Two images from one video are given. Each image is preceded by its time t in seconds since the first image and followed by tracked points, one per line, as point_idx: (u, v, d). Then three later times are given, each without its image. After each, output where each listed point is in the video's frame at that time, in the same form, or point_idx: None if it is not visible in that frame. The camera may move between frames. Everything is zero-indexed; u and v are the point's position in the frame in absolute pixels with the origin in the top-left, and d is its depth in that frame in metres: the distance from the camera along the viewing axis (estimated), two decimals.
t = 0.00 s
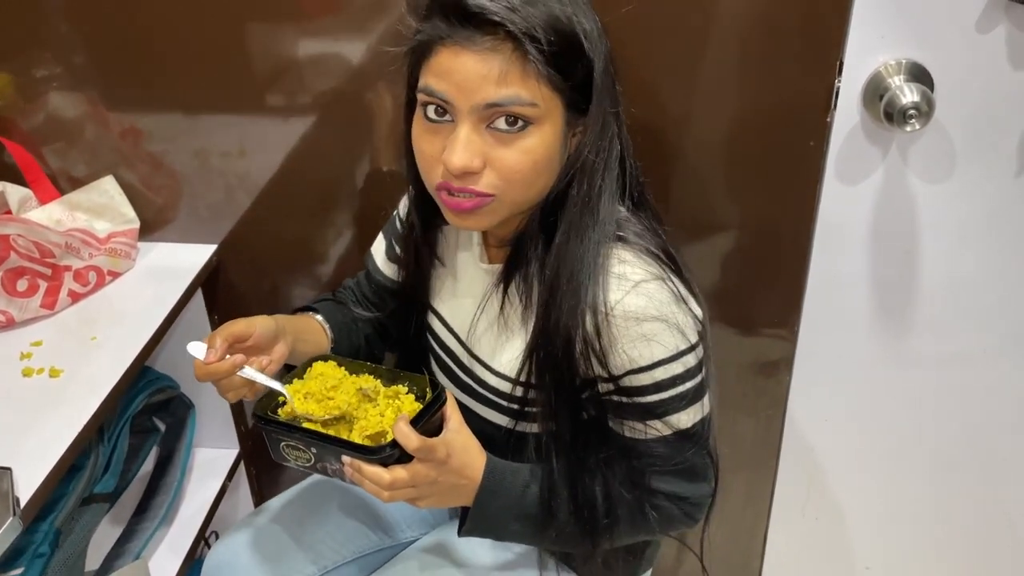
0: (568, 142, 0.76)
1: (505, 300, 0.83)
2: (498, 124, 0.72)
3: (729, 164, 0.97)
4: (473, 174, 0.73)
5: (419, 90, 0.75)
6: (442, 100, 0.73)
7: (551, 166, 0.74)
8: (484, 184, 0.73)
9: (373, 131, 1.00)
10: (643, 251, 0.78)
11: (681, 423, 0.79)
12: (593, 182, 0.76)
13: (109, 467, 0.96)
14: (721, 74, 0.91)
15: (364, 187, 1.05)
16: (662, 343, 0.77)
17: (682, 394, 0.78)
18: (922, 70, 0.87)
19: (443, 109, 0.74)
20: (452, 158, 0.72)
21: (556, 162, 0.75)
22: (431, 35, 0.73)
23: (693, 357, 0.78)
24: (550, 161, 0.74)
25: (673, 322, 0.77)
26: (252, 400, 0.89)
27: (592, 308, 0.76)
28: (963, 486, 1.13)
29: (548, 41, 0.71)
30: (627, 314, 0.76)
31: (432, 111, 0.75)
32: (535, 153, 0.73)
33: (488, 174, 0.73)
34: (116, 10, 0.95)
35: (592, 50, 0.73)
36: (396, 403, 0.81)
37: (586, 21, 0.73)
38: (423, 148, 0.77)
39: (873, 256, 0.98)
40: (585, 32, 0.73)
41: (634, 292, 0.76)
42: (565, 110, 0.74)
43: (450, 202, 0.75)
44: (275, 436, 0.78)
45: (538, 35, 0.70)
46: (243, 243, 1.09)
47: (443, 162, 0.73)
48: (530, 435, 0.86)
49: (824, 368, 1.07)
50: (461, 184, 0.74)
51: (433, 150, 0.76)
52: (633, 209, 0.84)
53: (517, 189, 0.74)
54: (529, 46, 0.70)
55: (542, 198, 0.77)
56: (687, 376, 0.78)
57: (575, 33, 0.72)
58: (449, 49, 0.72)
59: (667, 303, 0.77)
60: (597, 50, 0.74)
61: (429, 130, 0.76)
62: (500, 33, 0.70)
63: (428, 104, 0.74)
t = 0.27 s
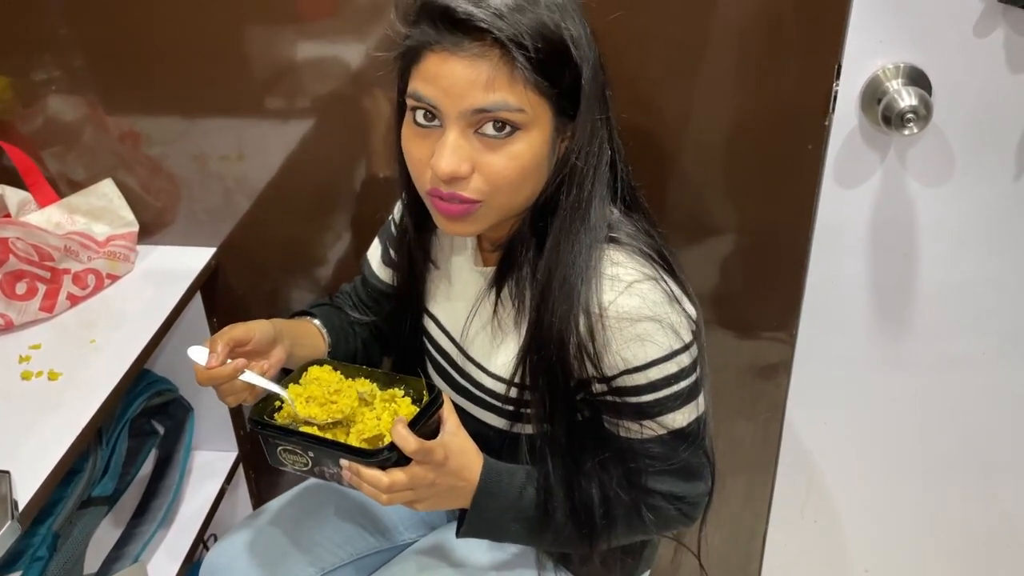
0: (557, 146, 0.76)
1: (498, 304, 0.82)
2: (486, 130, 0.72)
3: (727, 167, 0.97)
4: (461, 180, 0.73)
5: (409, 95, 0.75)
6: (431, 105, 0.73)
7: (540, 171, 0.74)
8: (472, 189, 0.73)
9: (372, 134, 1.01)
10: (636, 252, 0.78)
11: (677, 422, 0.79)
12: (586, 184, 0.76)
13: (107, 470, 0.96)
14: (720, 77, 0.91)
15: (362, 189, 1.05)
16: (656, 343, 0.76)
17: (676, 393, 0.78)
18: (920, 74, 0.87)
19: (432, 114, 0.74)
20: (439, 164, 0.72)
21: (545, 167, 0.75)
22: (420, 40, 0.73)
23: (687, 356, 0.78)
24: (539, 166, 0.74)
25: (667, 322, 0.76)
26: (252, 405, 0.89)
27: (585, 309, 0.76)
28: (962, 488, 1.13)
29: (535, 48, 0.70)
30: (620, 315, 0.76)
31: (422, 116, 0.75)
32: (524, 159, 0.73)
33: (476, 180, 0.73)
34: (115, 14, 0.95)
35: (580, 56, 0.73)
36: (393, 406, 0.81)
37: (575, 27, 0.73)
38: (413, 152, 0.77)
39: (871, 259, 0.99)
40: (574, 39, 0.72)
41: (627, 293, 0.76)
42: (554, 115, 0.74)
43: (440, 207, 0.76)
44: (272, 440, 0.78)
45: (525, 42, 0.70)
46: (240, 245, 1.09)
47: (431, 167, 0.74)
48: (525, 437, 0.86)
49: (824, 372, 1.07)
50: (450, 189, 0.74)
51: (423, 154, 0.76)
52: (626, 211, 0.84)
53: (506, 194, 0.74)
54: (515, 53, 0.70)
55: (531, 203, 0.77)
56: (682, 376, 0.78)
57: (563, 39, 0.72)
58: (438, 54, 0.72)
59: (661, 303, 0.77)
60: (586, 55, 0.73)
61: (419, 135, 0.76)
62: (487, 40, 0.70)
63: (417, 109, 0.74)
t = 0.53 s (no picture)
0: (552, 144, 0.75)
1: (499, 303, 0.82)
2: (479, 130, 0.72)
3: (727, 166, 0.97)
4: (455, 180, 0.73)
5: (402, 97, 0.75)
6: (424, 106, 0.73)
7: (534, 170, 0.74)
8: (466, 189, 0.73)
9: (371, 133, 1.00)
10: (636, 249, 0.78)
11: (679, 418, 0.79)
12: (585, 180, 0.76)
13: (106, 469, 0.96)
14: (720, 77, 0.91)
15: (361, 188, 1.04)
16: (657, 339, 0.76)
17: (678, 389, 0.78)
18: (920, 73, 0.87)
19: (426, 115, 0.74)
20: (433, 165, 0.72)
21: (539, 166, 0.74)
22: (411, 42, 0.73)
23: (688, 352, 0.77)
24: (533, 165, 0.74)
25: (668, 318, 0.76)
26: (255, 406, 0.89)
27: (586, 306, 0.76)
28: (962, 488, 1.13)
29: (526, 48, 0.70)
30: (621, 312, 0.76)
31: (415, 117, 0.75)
32: (517, 158, 0.72)
33: (471, 179, 0.73)
34: (113, 12, 0.95)
35: (573, 54, 0.73)
36: (395, 406, 0.81)
37: (567, 26, 0.73)
38: (408, 153, 0.77)
39: (871, 259, 0.99)
40: (566, 37, 0.72)
41: (628, 289, 0.76)
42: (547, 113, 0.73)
43: (436, 208, 0.76)
44: (274, 439, 0.78)
45: (516, 42, 0.70)
46: (240, 244, 1.09)
47: (425, 168, 0.73)
48: (526, 435, 0.86)
49: (824, 372, 1.07)
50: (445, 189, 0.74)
51: (418, 156, 0.76)
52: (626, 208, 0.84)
53: (501, 193, 0.74)
54: (506, 53, 0.70)
55: (526, 201, 0.77)
56: (683, 372, 0.77)
57: (554, 38, 0.71)
58: (428, 55, 0.71)
59: (662, 299, 0.77)
60: (579, 53, 0.73)
61: (413, 136, 0.76)
62: (478, 40, 0.70)
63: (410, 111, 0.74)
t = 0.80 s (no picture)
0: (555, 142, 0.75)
1: (501, 302, 0.82)
2: (483, 129, 0.72)
3: (729, 165, 0.96)
4: (459, 179, 0.72)
5: (404, 96, 0.75)
6: (427, 106, 0.72)
7: (538, 168, 0.74)
8: (470, 187, 0.73)
9: (371, 131, 1.00)
10: (640, 249, 0.78)
11: (682, 418, 0.78)
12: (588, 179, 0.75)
13: (105, 468, 0.95)
14: (722, 75, 0.91)
15: (361, 187, 1.04)
16: (661, 340, 0.76)
17: (681, 390, 0.77)
18: (922, 72, 0.87)
19: (429, 114, 0.74)
20: (437, 164, 0.71)
21: (543, 164, 0.74)
22: (413, 41, 0.73)
23: (692, 353, 0.77)
24: (537, 163, 0.73)
25: (671, 318, 0.76)
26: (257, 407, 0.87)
27: (589, 306, 0.75)
28: (962, 488, 1.13)
29: (529, 46, 0.70)
30: (625, 312, 0.75)
31: (417, 116, 0.75)
32: (521, 156, 0.72)
33: (475, 178, 0.72)
34: (111, 10, 0.94)
35: (576, 52, 0.72)
36: (397, 404, 0.81)
37: (570, 23, 0.72)
38: (411, 153, 0.76)
39: (872, 258, 0.98)
40: (569, 35, 0.72)
41: (631, 289, 0.75)
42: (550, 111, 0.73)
43: (440, 207, 0.75)
44: (276, 439, 0.77)
45: (519, 40, 0.69)
46: (239, 243, 1.08)
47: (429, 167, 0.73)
48: (529, 434, 0.86)
49: (825, 372, 1.07)
50: (449, 189, 0.73)
51: (421, 155, 0.75)
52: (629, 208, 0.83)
53: (504, 192, 0.73)
54: (509, 51, 0.69)
55: (530, 200, 0.76)
56: (686, 372, 0.77)
57: (557, 36, 0.71)
58: (431, 55, 0.71)
59: (665, 300, 0.76)
60: (581, 51, 0.72)
61: (416, 135, 0.75)
62: (481, 38, 0.70)
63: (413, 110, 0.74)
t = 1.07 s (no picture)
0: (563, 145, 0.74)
1: (510, 309, 0.81)
2: (489, 133, 0.71)
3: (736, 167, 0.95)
4: (467, 184, 0.71)
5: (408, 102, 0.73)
6: (431, 111, 0.71)
7: (547, 170, 0.72)
8: (479, 192, 0.71)
9: (373, 132, 0.98)
10: (651, 257, 0.77)
11: (691, 430, 0.77)
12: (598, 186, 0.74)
13: (102, 474, 0.94)
14: (730, 76, 0.90)
15: (362, 188, 1.02)
16: (672, 351, 0.75)
17: (691, 401, 0.76)
18: (933, 74, 0.86)
19: (434, 120, 0.73)
20: (443, 170, 0.70)
21: (551, 166, 0.73)
22: (416, 46, 0.71)
23: (702, 364, 0.76)
24: (545, 166, 0.72)
25: (682, 328, 0.75)
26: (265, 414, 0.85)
27: (600, 314, 0.74)
28: (968, 494, 1.13)
29: (535, 49, 0.68)
30: (636, 321, 0.74)
31: (422, 121, 0.74)
32: (530, 159, 0.71)
33: (483, 182, 0.71)
34: (107, 7, 0.92)
35: (583, 54, 0.71)
36: (402, 414, 0.80)
37: (576, 25, 0.71)
38: (416, 158, 0.75)
39: (880, 261, 0.97)
40: (575, 37, 0.70)
41: (643, 299, 0.74)
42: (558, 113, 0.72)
43: (447, 212, 0.74)
44: (280, 451, 0.76)
45: (525, 43, 0.68)
46: (238, 245, 1.07)
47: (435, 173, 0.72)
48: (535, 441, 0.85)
49: (830, 376, 1.06)
50: (456, 194, 0.72)
51: (426, 161, 0.74)
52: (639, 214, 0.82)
53: (512, 196, 0.72)
54: (515, 54, 0.68)
55: (539, 204, 0.75)
56: (697, 384, 0.76)
57: (563, 38, 0.70)
58: (435, 59, 0.70)
59: (676, 310, 0.75)
60: (588, 53, 0.71)
61: (421, 141, 0.74)
62: (486, 41, 0.68)
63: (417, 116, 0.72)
